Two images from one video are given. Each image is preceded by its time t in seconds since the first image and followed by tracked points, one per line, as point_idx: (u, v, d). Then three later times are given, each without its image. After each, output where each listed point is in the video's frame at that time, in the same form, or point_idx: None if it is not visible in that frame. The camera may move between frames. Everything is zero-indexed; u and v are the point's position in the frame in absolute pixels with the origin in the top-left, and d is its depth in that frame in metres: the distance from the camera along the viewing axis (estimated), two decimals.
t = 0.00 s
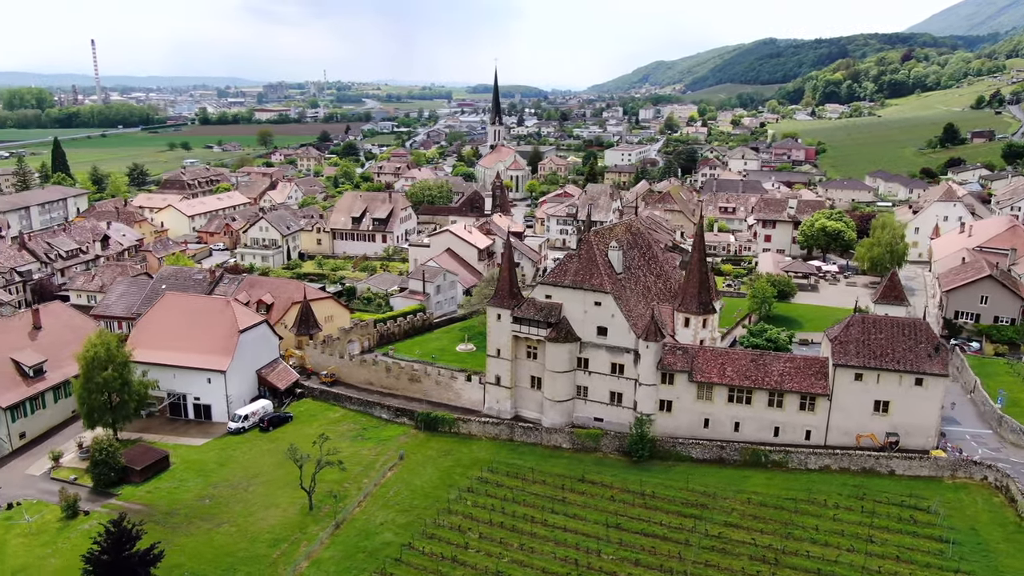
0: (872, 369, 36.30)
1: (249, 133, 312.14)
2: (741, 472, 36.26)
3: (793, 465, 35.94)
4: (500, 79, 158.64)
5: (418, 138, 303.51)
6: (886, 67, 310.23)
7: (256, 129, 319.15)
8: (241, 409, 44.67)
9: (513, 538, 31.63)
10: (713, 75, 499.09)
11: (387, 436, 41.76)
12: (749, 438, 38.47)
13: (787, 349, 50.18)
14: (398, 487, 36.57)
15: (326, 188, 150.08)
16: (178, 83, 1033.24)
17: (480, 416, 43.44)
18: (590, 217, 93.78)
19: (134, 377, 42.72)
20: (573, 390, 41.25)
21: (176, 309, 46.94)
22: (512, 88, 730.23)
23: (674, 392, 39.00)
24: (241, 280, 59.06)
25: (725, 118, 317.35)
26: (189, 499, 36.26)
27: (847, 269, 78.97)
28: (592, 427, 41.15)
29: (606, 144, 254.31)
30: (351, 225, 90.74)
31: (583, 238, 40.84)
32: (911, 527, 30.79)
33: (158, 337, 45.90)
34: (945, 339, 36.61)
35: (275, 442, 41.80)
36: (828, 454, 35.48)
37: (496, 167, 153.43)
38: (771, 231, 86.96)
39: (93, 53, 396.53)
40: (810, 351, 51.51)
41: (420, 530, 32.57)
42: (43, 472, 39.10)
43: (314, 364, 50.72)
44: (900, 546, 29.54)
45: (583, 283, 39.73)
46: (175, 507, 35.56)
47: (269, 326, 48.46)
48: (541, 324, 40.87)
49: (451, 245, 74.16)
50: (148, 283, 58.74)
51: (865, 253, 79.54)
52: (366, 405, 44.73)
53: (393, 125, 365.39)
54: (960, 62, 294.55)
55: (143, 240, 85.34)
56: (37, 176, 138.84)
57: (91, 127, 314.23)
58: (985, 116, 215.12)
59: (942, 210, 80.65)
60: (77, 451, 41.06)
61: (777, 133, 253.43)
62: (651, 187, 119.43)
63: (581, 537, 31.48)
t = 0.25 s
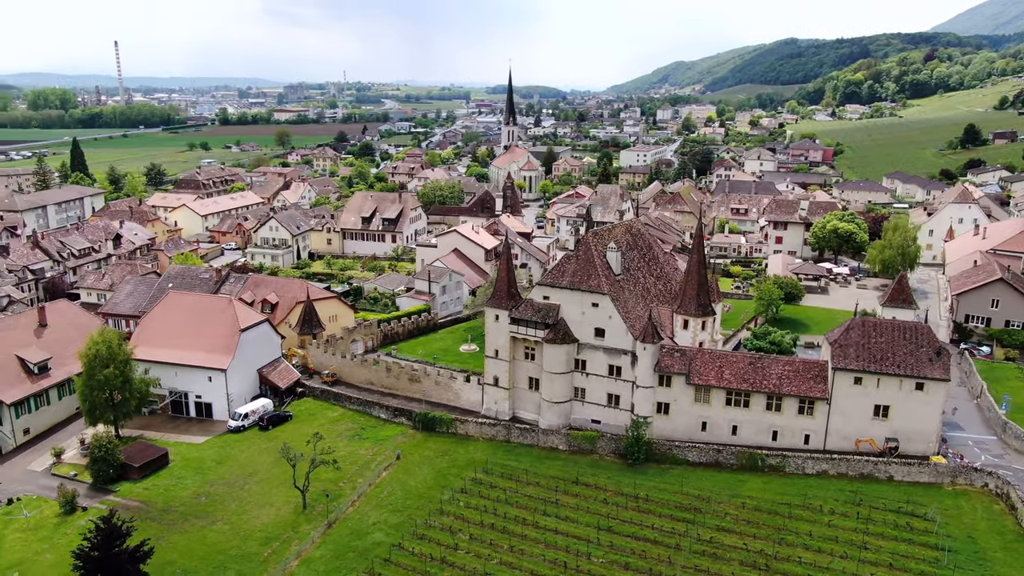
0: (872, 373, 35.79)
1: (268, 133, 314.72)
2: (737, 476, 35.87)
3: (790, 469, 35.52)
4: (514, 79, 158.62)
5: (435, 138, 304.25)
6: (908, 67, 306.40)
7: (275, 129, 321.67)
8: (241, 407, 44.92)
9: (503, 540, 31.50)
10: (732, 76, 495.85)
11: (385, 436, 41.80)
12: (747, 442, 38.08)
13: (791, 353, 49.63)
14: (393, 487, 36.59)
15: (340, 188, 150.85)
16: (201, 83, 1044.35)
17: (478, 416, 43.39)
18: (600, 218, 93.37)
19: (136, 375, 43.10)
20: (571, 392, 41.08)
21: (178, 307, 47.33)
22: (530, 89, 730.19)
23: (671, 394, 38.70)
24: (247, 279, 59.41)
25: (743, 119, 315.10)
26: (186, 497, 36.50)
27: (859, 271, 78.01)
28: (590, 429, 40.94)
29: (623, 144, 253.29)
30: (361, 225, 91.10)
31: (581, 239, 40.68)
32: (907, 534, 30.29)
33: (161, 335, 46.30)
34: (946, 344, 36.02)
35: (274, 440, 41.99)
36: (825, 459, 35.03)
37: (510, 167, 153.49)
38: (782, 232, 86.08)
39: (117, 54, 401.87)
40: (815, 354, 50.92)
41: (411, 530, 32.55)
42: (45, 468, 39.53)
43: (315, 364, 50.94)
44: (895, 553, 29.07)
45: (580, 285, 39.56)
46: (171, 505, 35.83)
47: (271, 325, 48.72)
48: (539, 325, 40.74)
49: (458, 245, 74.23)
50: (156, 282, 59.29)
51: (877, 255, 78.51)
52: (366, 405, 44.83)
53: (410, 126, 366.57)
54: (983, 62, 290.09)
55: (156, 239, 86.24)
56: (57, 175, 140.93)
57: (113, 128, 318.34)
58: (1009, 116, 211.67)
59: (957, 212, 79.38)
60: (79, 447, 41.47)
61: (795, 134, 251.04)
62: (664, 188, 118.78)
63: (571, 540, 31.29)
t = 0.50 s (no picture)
0: (876, 378, 35.22)
1: (289, 133, 317.30)
2: (737, 480, 35.48)
3: (790, 475, 35.07)
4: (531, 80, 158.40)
5: (455, 138, 304.69)
6: (934, 67, 301.61)
7: (296, 129, 324.20)
8: (246, 406, 45.24)
9: (497, 541, 31.35)
10: (756, 76, 491.36)
11: (386, 435, 41.92)
12: (748, 446, 37.65)
13: (799, 356, 48.96)
14: (391, 487, 36.64)
15: (357, 188, 151.67)
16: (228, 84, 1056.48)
17: (480, 417, 43.33)
18: (613, 219, 92.89)
19: (142, 373, 43.56)
20: (571, 393, 40.91)
21: (185, 305, 47.81)
22: (552, 90, 729.09)
23: (672, 397, 38.36)
24: (256, 278, 59.81)
25: (765, 119, 312.08)
26: (187, 493, 36.84)
27: (875, 274, 76.90)
28: (590, 431, 40.72)
29: (642, 145, 252.01)
30: (374, 225, 91.46)
31: (583, 239, 40.49)
32: (907, 543, 29.74)
33: (167, 333, 46.81)
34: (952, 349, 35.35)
35: (277, 438, 42.26)
36: (826, 464, 34.53)
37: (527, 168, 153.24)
38: (797, 234, 85.06)
39: (143, 55, 407.42)
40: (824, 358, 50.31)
41: (406, 530, 32.55)
42: (52, 463, 40.08)
43: (321, 363, 51.20)
44: (894, 562, 28.54)
45: (581, 285, 39.39)
46: (172, 501, 36.17)
47: (277, 324, 49.03)
48: (540, 326, 40.61)
49: (468, 246, 74.35)
50: (167, 280, 59.96)
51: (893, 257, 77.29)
52: (368, 404, 44.97)
53: (430, 126, 367.39)
54: (1012, 62, 284.63)
55: (172, 238, 87.24)
56: (80, 175, 143.17)
57: (138, 128, 322.59)
58: None
59: (976, 215, 77.94)
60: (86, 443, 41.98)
61: (817, 135, 248.16)
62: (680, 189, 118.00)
63: (566, 542, 31.09)
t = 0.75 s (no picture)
0: (884, 383, 34.58)
1: (315, 134, 319.97)
2: (740, 485, 35.05)
3: (795, 480, 34.57)
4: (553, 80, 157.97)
5: (479, 138, 304.98)
6: (968, 67, 295.57)
7: (322, 129, 326.76)
8: (255, 403, 45.66)
9: (494, 543, 31.26)
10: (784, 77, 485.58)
11: (391, 434, 42.05)
12: (753, 451, 37.19)
13: (810, 360, 48.33)
14: (393, 486, 36.72)
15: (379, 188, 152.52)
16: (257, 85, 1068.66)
17: (485, 418, 43.31)
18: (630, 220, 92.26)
19: (153, 369, 44.16)
20: (576, 395, 40.72)
21: (197, 303, 48.44)
22: (578, 90, 727.02)
23: (677, 400, 38.01)
24: (270, 276, 60.37)
25: (792, 120, 308.29)
26: (192, 489, 37.25)
27: (896, 277, 75.56)
28: (595, 433, 40.49)
29: (665, 146, 250.38)
30: (392, 225, 91.87)
31: (589, 240, 40.29)
32: (910, 552, 29.14)
33: (179, 330, 47.46)
34: (963, 354, 34.60)
35: (284, 436, 42.60)
36: (832, 471, 34.00)
37: (548, 168, 152.91)
38: (818, 236, 83.83)
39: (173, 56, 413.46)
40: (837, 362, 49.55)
41: (405, 529, 32.59)
42: (63, 457, 40.79)
43: (331, 361, 51.53)
44: (896, 572, 27.97)
45: (586, 287, 39.19)
46: (177, 497, 36.58)
47: (287, 322, 49.42)
48: (545, 327, 40.48)
49: (483, 246, 74.41)
50: (184, 278, 60.75)
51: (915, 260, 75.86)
52: (375, 403, 45.18)
53: (455, 127, 368.28)
54: None
55: (192, 237, 88.42)
56: (107, 174, 145.65)
57: (167, 128, 327.35)
58: None
59: (1002, 217, 76.23)
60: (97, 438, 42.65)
61: (845, 136, 244.55)
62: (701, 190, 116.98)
63: (563, 545, 30.92)
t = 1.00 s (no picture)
0: (891, 389, 33.98)
1: (338, 134, 322.10)
2: (743, 490, 34.64)
3: (798, 486, 34.10)
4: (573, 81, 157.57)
5: (501, 139, 305.08)
6: (1000, 67, 289.66)
7: (346, 129, 328.89)
8: (263, 401, 46.05)
9: (491, 544, 31.17)
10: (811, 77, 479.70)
11: (395, 434, 42.17)
12: (758, 455, 36.73)
13: (821, 364, 47.63)
14: (394, 485, 36.80)
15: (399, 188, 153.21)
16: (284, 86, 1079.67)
17: (490, 418, 43.25)
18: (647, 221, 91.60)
19: (163, 366, 44.74)
20: (580, 397, 40.54)
21: (208, 301, 49.03)
22: (602, 91, 724.44)
23: (680, 403, 37.68)
24: (282, 275, 60.82)
25: (818, 121, 304.46)
26: (197, 486, 37.64)
27: (915, 280, 74.24)
28: (599, 435, 40.28)
29: (688, 146, 248.52)
30: (408, 225, 92.19)
31: (594, 241, 40.11)
32: (913, 561, 28.58)
33: (189, 328, 48.07)
34: (973, 360, 33.88)
35: (290, 434, 42.91)
36: (836, 477, 33.47)
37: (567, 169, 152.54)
38: (836, 239, 82.63)
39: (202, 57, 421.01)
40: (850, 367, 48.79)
41: (403, 529, 32.63)
42: (74, 452, 41.47)
43: (340, 360, 51.84)
44: None
45: (590, 288, 39.00)
46: (181, 493, 37.00)
47: (296, 321, 49.79)
48: (549, 329, 40.34)
49: (496, 246, 74.42)
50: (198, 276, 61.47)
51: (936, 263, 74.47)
52: (381, 403, 45.35)
53: (477, 127, 368.85)
54: None
55: (211, 236, 89.47)
56: (132, 173, 147.93)
57: (194, 128, 331.70)
58: None
59: None
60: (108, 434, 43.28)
61: (871, 137, 240.92)
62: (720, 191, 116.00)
63: (560, 547, 30.76)
